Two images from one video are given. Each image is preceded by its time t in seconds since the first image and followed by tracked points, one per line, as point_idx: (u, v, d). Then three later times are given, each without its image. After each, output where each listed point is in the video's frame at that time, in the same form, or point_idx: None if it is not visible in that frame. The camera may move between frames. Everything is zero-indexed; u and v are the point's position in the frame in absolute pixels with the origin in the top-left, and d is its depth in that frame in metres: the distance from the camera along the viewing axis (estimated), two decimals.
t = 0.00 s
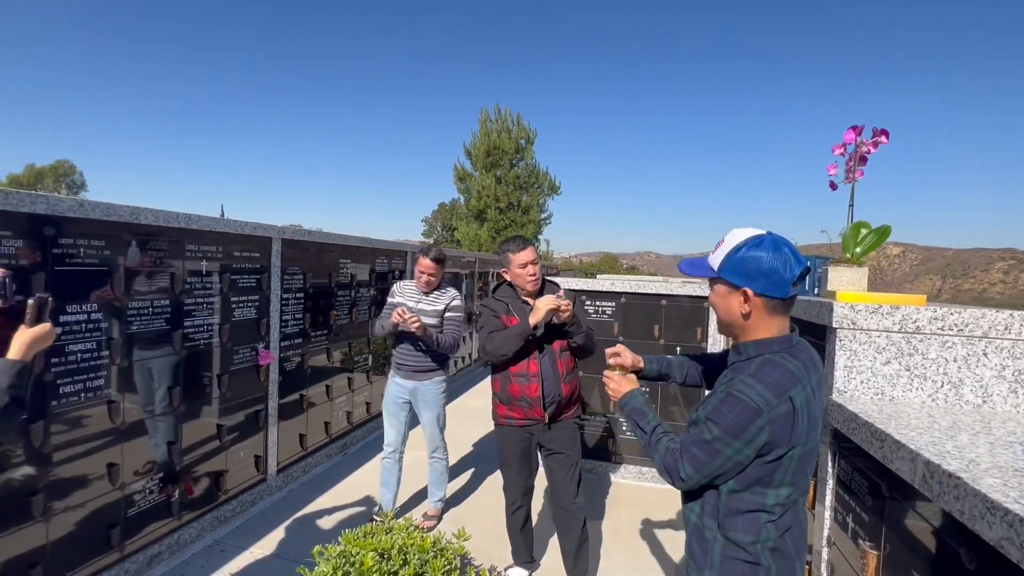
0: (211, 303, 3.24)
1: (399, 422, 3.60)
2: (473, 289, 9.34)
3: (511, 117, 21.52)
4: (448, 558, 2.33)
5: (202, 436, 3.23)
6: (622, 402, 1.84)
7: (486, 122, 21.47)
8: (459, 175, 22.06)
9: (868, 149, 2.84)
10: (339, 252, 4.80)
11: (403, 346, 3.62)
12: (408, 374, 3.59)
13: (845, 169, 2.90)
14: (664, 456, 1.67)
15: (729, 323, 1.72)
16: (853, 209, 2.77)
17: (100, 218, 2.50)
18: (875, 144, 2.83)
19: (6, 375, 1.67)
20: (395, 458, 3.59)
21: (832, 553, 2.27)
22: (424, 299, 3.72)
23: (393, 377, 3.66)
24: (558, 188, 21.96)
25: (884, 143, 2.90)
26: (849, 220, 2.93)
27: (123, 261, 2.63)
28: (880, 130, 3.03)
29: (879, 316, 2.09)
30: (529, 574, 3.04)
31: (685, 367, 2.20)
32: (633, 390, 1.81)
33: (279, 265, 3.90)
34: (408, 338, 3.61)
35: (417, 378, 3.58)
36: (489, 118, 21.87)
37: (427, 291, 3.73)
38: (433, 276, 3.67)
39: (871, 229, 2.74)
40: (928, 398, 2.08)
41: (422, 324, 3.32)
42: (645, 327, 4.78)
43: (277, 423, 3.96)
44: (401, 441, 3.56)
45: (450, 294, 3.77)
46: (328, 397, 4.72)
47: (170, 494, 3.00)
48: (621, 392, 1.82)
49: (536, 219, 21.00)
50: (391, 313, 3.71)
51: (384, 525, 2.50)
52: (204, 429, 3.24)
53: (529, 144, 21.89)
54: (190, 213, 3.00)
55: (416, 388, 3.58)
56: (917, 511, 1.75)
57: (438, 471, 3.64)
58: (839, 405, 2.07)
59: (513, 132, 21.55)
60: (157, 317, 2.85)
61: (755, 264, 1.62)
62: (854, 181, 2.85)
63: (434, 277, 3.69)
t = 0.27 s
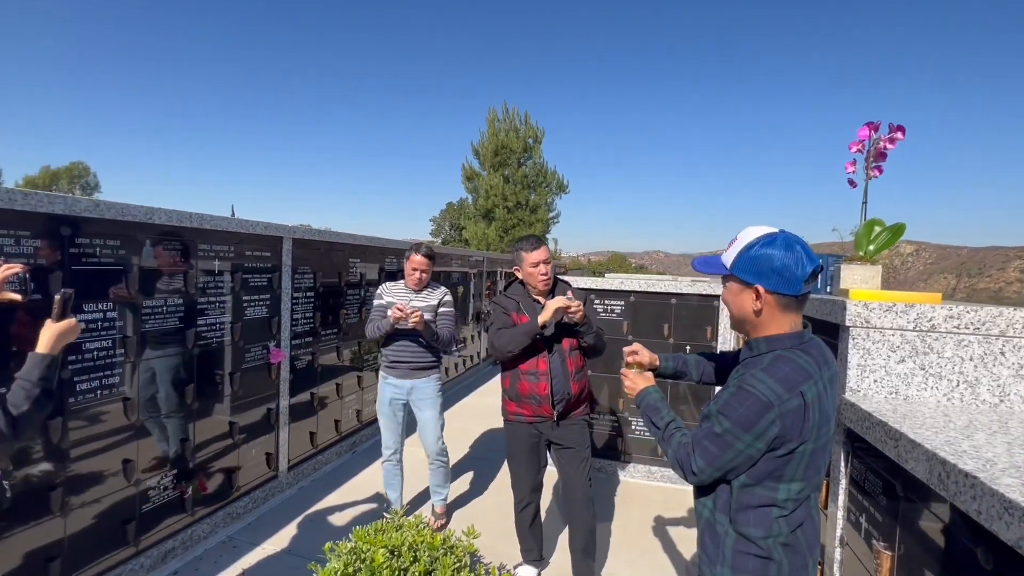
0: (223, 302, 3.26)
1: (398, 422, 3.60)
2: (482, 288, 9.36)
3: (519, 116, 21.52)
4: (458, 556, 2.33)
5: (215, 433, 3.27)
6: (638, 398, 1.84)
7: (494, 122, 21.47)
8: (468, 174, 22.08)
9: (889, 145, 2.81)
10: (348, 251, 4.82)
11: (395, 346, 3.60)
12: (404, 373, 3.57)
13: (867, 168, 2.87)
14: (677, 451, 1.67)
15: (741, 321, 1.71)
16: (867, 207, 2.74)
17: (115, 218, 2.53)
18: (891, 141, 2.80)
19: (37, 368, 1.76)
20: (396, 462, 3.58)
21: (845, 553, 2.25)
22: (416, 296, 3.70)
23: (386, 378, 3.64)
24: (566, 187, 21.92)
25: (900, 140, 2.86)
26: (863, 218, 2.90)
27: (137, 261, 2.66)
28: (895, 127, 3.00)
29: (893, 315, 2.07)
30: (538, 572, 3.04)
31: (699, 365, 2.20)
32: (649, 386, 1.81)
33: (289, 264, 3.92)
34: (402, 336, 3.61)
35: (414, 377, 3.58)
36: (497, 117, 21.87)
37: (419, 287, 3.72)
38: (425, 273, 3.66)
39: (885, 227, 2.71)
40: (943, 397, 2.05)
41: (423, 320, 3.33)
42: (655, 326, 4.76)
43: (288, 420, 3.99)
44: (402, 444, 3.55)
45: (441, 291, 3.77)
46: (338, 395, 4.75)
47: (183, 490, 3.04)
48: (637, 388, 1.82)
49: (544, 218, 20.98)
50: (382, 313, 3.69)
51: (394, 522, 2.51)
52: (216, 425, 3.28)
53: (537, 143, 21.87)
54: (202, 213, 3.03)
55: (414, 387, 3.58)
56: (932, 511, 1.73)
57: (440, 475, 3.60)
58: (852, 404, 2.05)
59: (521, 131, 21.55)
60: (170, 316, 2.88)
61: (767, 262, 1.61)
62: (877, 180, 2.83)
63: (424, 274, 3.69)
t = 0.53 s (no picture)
0: (233, 302, 3.29)
1: (403, 423, 3.61)
2: (488, 287, 9.37)
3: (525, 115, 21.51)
4: (466, 554, 2.33)
5: (225, 431, 3.29)
6: (646, 384, 1.83)
7: (500, 121, 21.47)
8: (474, 174, 22.08)
9: (894, 143, 2.78)
10: (356, 251, 4.84)
11: (395, 346, 3.62)
12: (408, 374, 3.58)
13: (869, 164, 2.84)
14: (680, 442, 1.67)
15: (744, 317, 1.71)
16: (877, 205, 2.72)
17: (127, 218, 2.55)
18: (899, 138, 2.77)
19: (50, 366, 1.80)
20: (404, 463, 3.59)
21: (856, 554, 2.23)
22: (419, 295, 3.72)
23: (390, 380, 3.62)
24: (572, 186, 21.89)
25: (909, 137, 2.83)
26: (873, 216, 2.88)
27: (149, 260, 2.68)
28: (905, 125, 2.96)
29: (904, 313, 2.05)
30: (545, 570, 3.04)
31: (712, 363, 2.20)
32: (659, 375, 1.79)
33: (298, 264, 3.95)
34: (401, 335, 3.63)
35: (419, 377, 3.58)
36: (502, 116, 21.87)
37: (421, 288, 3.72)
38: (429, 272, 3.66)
39: (895, 225, 2.69)
40: (955, 397, 2.04)
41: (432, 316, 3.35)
42: (662, 325, 4.74)
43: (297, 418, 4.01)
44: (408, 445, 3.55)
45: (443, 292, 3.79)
46: (345, 394, 4.77)
47: (194, 487, 3.06)
48: (645, 376, 1.81)
49: (550, 217, 20.96)
50: (382, 312, 3.70)
51: (402, 520, 2.52)
52: (226, 423, 3.30)
53: (543, 142, 21.85)
54: (212, 213, 3.05)
55: (419, 387, 3.58)
56: (945, 512, 1.71)
57: (445, 477, 3.58)
58: (863, 404, 2.04)
59: (527, 130, 21.54)
60: (181, 314, 2.91)
61: (771, 260, 1.60)
62: (880, 176, 2.78)
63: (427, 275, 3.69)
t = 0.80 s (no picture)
0: (239, 300, 3.31)
1: (411, 420, 3.62)
2: (492, 286, 9.37)
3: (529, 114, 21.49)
4: (470, 551, 2.34)
5: (231, 429, 3.32)
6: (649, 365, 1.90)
7: (504, 119, 21.46)
8: (478, 172, 22.08)
9: (901, 140, 2.76)
10: (361, 250, 4.86)
11: (404, 346, 3.62)
12: (419, 373, 3.59)
13: (876, 161, 2.81)
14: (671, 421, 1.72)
15: (738, 313, 1.74)
16: (884, 203, 2.71)
17: (135, 217, 2.58)
18: (906, 135, 2.75)
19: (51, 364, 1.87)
20: (409, 460, 3.60)
21: (862, 553, 2.22)
22: (428, 295, 3.73)
23: (398, 378, 3.63)
24: (577, 184, 21.86)
25: (917, 134, 2.80)
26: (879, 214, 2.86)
27: (156, 259, 2.70)
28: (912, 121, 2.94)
29: (911, 312, 2.04)
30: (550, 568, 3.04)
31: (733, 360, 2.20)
32: (659, 358, 1.85)
33: (303, 263, 3.97)
34: (409, 335, 3.64)
35: (428, 376, 3.59)
36: (507, 115, 21.87)
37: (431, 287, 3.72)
38: (439, 273, 3.66)
39: (902, 223, 2.68)
40: (963, 396, 2.02)
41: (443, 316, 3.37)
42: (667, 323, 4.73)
43: (303, 416, 4.03)
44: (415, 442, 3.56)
45: (453, 291, 3.80)
46: (350, 392, 4.78)
47: (201, 484, 3.09)
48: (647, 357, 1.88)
49: (555, 216, 20.95)
50: (390, 309, 3.71)
51: (407, 517, 2.53)
52: (232, 421, 3.33)
53: (548, 140, 21.83)
54: (219, 212, 3.07)
55: (428, 386, 3.59)
56: (953, 511, 1.70)
57: (452, 475, 3.59)
58: (869, 402, 2.03)
59: (532, 129, 21.52)
60: (188, 313, 2.93)
61: (762, 259, 1.61)
62: (886, 172, 2.76)
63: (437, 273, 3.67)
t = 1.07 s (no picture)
0: (243, 298, 3.32)
1: (418, 418, 3.62)
2: (495, 284, 9.37)
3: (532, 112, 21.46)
4: (473, 548, 2.35)
5: (235, 426, 3.34)
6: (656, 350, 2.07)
7: (508, 118, 21.44)
8: (482, 171, 22.04)
9: (908, 137, 2.74)
10: (364, 248, 4.86)
11: (415, 345, 3.63)
12: (428, 371, 3.60)
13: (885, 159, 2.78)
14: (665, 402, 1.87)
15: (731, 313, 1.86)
16: (888, 201, 2.70)
17: (140, 216, 2.59)
18: (913, 132, 2.73)
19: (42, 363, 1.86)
20: (413, 458, 3.62)
21: (864, 552, 2.21)
22: (438, 295, 3.73)
23: (407, 376, 3.64)
24: (580, 183, 21.83)
25: (922, 131, 2.78)
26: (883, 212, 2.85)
27: (161, 257, 2.72)
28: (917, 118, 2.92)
29: (914, 310, 2.03)
30: (552, 566, 3.05)
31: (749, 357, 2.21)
32: (664, 345, 2.01)
33: (307, 261, 3.98)
34: (418, 335, 3.64)
35: (436, 375, 3.61)
36: (510, 113, 21.84)
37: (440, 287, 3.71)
38: (449, 275, 3.64)
39: (907, 221, 2.67)
40: (967, 394, 2.02)
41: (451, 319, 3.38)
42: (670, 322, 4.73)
43: (306, 414, 4.05)
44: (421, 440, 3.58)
45: (464, 290, 3.81)
46: (354, 389, 4.80)
47: (205, 481, 3.11)
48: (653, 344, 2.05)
49: (558, 215, 20.93)
50: (402, 307, 3.72)
51: (410, 514, 2.54)
52: (237, 418, 3.35)
53: (551, 139, 21.79)
54: (223, 211, 3.08)
55: (436, 385, 3.60)
56: (956, 510, 1.70)
57: (456, 471, 3.61)
58: (872, 400, 2.03)
59: (535, 127, 21.49)
60: (193, 310, 2.95)
61: (745, 261, 1.71)
62: (898, 172, 2.75)
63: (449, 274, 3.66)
